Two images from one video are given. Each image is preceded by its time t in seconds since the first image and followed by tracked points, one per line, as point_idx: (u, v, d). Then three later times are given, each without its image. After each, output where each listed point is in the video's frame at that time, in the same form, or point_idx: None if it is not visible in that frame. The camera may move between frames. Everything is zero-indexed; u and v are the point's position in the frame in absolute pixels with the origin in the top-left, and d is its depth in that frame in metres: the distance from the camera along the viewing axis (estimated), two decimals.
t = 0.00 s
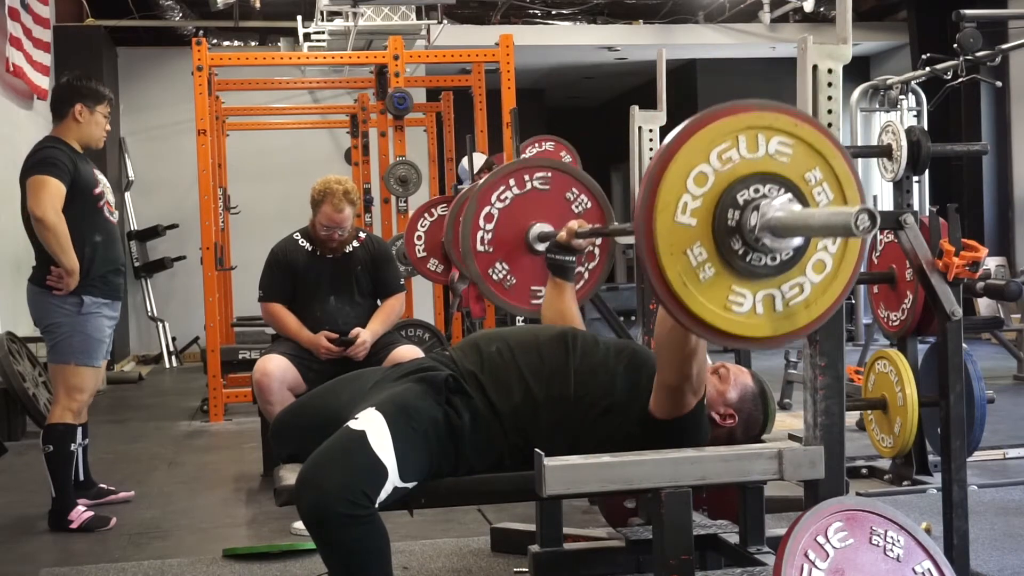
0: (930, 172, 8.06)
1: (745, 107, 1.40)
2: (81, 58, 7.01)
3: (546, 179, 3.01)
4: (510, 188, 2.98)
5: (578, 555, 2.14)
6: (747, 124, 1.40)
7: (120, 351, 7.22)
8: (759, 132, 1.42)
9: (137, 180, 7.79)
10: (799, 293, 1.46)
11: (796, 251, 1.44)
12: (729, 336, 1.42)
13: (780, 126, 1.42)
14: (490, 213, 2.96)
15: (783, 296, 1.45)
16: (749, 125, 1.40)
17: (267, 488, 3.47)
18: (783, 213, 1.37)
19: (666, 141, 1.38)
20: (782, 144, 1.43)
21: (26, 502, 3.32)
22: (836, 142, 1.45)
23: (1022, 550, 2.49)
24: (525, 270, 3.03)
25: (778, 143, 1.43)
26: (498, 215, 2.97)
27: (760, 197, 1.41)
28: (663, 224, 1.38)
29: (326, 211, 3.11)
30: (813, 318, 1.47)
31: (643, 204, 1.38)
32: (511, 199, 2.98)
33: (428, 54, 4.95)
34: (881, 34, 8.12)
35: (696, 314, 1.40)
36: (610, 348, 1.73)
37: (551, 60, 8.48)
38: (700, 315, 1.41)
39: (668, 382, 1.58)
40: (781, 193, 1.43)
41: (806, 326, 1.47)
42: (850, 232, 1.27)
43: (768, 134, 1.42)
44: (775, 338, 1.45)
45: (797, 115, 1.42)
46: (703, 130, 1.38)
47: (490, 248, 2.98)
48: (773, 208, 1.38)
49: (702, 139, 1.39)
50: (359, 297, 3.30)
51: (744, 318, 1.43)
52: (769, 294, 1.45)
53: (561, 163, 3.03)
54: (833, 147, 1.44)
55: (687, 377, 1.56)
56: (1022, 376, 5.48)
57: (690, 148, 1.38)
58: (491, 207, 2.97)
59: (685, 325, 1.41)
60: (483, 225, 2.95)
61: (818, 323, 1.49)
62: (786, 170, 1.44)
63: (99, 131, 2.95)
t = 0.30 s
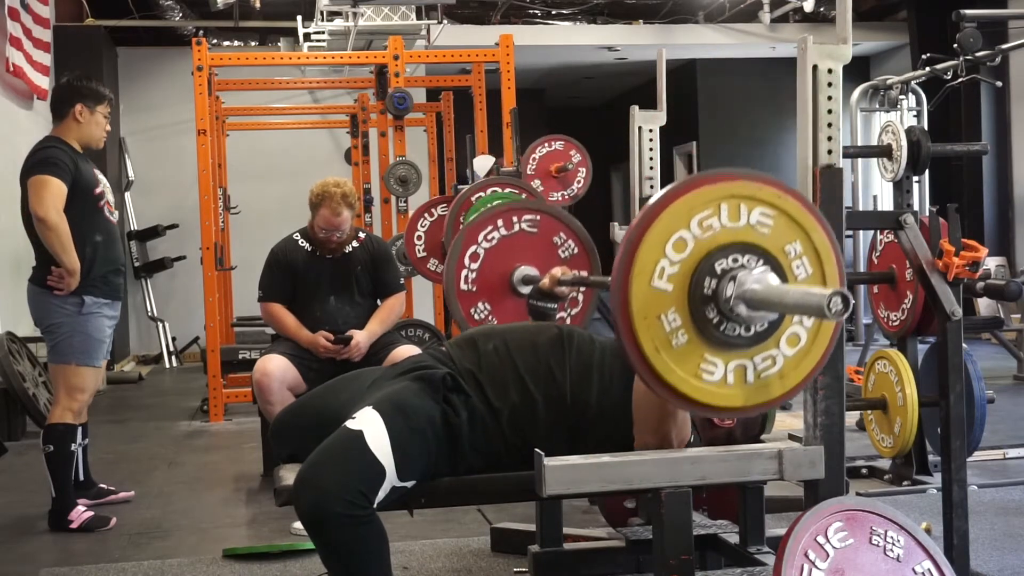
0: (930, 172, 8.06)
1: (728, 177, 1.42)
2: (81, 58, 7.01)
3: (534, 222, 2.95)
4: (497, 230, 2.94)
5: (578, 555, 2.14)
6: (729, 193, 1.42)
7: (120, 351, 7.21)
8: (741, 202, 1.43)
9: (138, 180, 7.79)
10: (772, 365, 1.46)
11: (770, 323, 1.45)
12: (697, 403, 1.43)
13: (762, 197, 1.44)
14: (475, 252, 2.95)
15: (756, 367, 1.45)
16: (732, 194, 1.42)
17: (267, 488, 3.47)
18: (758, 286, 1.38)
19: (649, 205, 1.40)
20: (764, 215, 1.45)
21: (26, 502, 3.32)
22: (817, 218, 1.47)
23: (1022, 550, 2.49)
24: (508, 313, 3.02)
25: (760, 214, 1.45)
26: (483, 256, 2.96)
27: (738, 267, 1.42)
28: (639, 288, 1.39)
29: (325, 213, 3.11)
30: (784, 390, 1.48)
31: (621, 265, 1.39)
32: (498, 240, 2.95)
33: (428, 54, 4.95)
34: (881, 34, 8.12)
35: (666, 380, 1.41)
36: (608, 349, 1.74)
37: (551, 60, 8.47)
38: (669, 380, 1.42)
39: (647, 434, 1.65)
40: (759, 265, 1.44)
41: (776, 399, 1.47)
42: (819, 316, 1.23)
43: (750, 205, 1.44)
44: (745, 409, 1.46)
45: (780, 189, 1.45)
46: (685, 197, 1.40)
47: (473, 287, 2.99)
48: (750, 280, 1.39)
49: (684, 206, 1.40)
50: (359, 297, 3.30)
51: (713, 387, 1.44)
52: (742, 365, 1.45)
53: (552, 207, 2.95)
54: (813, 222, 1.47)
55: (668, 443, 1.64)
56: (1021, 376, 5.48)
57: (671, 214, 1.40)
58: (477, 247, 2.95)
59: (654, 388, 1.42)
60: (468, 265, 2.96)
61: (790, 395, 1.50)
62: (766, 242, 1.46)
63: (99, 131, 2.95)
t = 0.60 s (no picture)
0: (929, 172, 8.06)
1: (713, 238, 1.44)
2: (81, 58, 7.01)
3: (523, 265, 2.95)
4: (486, 272, 2.94)
5: (579, 555, 2.14)
6: (714, 254, 1.44)
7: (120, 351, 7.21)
8: (726, 263, 1.45)
9: (137, 180, 7.79)
10: (753, 427, 1.48)
11: (754, 385, 1.46)
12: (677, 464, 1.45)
13: (747, 258, 1.45)
14: (463, 294, 2.93)
15: (737, 429, 1.47)
16: (716, 255, 1.44)
17: (267, 488, 3.47)
18: (740, 350, 1.39)
19: (633, 264, 1.41)
20: (749, 276, 1.46)
21: (26, 502, 3.32)
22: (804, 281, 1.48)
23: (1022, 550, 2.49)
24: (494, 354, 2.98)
25: (745, 275, 1.46)
26: (470, 298, 2.94)
27: (721, 329, 1.43)
28: (620, 347, 1.41)
29: (323, 213, 3.11)
30: (765, 452, 1.49)
31: (604, 323, 1.41)
32: (486, 282, 2.94)
33: (428, 54, 4.95)
34: (881, 33, 8.12)
35: (647, 441, 1.43)
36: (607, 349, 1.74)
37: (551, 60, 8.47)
38: (649, 441, 1.43)
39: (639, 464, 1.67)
40: (743, 326, 1.46)
41: (757, 461, 1.49)
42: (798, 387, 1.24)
43: (735, 266, 1.45)
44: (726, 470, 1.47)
45: (765, 250, 1.46)
46: (669, 256, 1.42)
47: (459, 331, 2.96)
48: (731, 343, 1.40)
49: (667, 266, 1.42)
50: (359, 297, 3.30)
51: (694, 448, 1.46)
52: (723, 426, 1.47)
53: (540, 251, 2.96)
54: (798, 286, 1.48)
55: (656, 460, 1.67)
56: (1021, 377, 5.48)
57: (655, 274, 1.42)
58: (465, 289, 2.94)
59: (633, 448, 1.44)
60: (454, 307, 2.93)
61: (771, 456, 1.51)
62: (751, 303, 1.47)
63: (98, 131, 2.95)
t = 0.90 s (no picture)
0: (929, 172, 8.06)
1: (695, 255, 1.46)
2: (82, 57, 7.01)
3: (511, 280, 3.10)
4: (475, 289, 3.09)
5: (579, 555, 2.14)
6: (696, 272, 1.46)
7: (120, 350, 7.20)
8: (710, 279, 1.47)
9: (138, 180, 7.79)
10: (746, 441, 1.50)
11: (744, 399, 1.48)
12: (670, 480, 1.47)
13: (730, 273, 1.47)
14: (454, 312, 3.08)
15: (730, 444, 1.49)
16: (698, 273, 1.46)
17: (267, 488, 3.47)
18: (727, 366, 1.41)
19: (616, 287, 1.44)
20: (733, 291, 1.48)
21: (26, 502, 3.32)
22: (788, 291, 1.50)
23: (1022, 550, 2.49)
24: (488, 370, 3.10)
25: (729, 290, 1.48)
26: (461, 316, 3.09)
27: (707, 346, 1.45)
28: (608, 370, 1.43)
29: (322, 214, 3.11)
30: (760, 465, 1.51)
31: (590, 347, 1.43)
32: (476, 300, 3.10)
33: (428, 54, 4.95)
34: (881, 33, 8.12)
35: (640, 461, 1.45)
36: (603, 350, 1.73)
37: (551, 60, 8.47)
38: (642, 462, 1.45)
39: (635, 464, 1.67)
40: (730, 342, 1.47)
41: (752, 474, 1.51)
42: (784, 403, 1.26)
43: (719, 281, 1.47)
44: (720, 485, 1.49)
45: (748, 264, 1.48)
46: (651, 277, 1.44)
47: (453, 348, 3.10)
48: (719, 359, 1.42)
49: (650, 287, 1.44)
50: (359, 297, 3.30)
51: (688, 465, 1.47)
52: (716, 441, 1.48)
53: (528, 265, 3.11)
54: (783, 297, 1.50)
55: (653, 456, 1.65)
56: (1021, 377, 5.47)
57: (638, 295, 1.44)
58: (455, 308, 3.09)
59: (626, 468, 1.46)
60: (446, 325, 3.07)
61: (766, 468, 1.53)
62: (737, 317, 1.49)
63: (99, 130, 2.95)
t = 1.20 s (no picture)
0: (929, 172, 8.06)
1: (698, 203, 1.45)
2: (82, 57, 7.01)
3: (518, 246, 2.95)
4: (483, 257, 2.95)
5: (579, 555, 2.14)
6: (701, 220, 1.45)
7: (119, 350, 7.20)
8: (715, 226, 1.47)
9: (138, 180, 7.79)
10: (764, 382, 1.50)
11: (760, 342, 1.47)
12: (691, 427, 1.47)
13: (735, 219, 1.47)
14: (463, 283, 2.94)
15: (748, 386, 1.49)
16: (702, 220, 1.46)
17: (267, 488, 3.47)
18: (741, 310, 1.41)
19: (621, 240, 1.43)
20: (739, 235, 1.48)
21: (26, 502, 3.31)
22: (795, 232, 1.49)
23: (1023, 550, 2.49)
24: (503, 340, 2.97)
25: (735, 235, 1.47)
26: (472, 285, 2.95)
27: (719, 291, 1.44)
28: (622, 323, 1.43)
29: (322, 215, 3.11)
30: (777, 405, 1.51)
31: (602, 303, 1.43)
32: (485, 268, 2.95)
33: (428, 54, 4.95)
34: (881, 33, 8.12)
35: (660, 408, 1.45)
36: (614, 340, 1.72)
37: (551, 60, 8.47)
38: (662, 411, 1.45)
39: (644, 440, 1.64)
40: (741, 286, 1.47)
41: (770, 414, 1.51)
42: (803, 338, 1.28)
43: (725, 227, 1.47)
44: (741, 427, 1.49)
45: (754, 207, 1.47)
46: (657, 228, 1.43)
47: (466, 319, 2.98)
48: (731, 304, 1.41)
49: (657, 238, 1.43)
50: (359, 297, 3.30)
51: (708, 408, 1.48)
52: (735, 385, 1.48)
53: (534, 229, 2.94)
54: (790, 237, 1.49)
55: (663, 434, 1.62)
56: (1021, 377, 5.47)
57: (644, 247, 1.43)
58: (464, 278, 2.95)
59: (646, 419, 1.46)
60: (458, 296, 2.95)
61: (785, 409, 1.53)
62: (745, 261, 1.48)
63: (99, 130, 2.94)
